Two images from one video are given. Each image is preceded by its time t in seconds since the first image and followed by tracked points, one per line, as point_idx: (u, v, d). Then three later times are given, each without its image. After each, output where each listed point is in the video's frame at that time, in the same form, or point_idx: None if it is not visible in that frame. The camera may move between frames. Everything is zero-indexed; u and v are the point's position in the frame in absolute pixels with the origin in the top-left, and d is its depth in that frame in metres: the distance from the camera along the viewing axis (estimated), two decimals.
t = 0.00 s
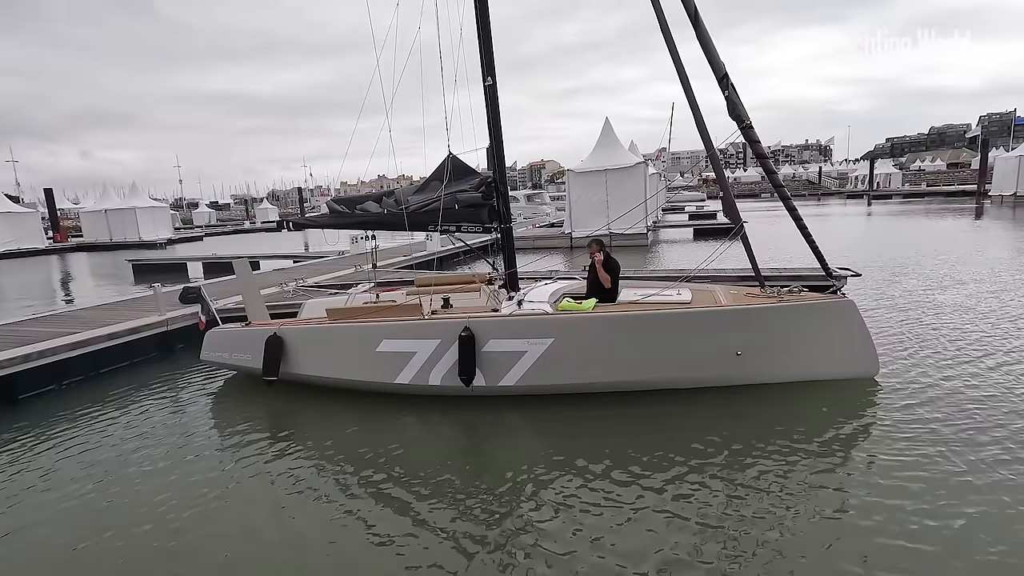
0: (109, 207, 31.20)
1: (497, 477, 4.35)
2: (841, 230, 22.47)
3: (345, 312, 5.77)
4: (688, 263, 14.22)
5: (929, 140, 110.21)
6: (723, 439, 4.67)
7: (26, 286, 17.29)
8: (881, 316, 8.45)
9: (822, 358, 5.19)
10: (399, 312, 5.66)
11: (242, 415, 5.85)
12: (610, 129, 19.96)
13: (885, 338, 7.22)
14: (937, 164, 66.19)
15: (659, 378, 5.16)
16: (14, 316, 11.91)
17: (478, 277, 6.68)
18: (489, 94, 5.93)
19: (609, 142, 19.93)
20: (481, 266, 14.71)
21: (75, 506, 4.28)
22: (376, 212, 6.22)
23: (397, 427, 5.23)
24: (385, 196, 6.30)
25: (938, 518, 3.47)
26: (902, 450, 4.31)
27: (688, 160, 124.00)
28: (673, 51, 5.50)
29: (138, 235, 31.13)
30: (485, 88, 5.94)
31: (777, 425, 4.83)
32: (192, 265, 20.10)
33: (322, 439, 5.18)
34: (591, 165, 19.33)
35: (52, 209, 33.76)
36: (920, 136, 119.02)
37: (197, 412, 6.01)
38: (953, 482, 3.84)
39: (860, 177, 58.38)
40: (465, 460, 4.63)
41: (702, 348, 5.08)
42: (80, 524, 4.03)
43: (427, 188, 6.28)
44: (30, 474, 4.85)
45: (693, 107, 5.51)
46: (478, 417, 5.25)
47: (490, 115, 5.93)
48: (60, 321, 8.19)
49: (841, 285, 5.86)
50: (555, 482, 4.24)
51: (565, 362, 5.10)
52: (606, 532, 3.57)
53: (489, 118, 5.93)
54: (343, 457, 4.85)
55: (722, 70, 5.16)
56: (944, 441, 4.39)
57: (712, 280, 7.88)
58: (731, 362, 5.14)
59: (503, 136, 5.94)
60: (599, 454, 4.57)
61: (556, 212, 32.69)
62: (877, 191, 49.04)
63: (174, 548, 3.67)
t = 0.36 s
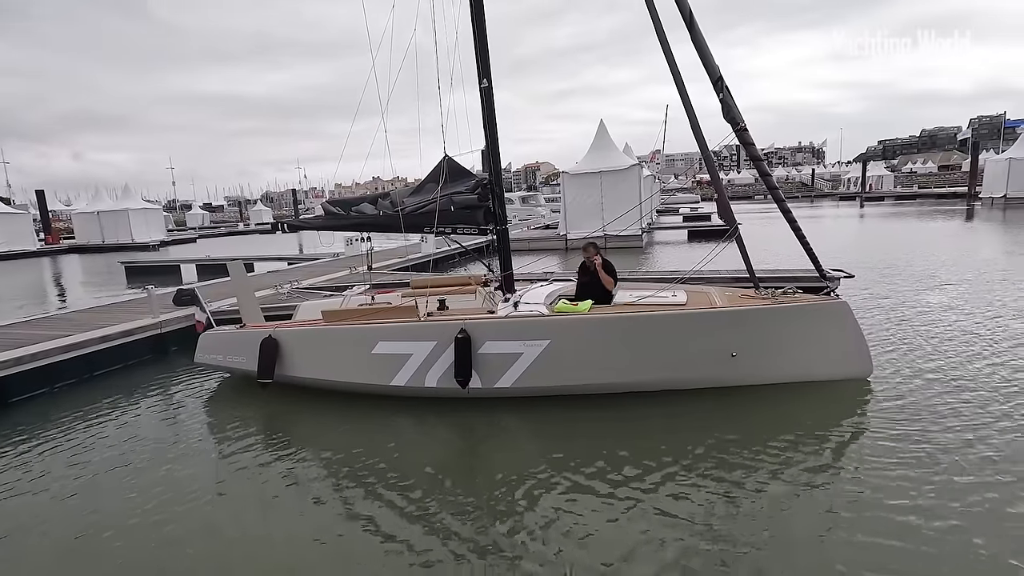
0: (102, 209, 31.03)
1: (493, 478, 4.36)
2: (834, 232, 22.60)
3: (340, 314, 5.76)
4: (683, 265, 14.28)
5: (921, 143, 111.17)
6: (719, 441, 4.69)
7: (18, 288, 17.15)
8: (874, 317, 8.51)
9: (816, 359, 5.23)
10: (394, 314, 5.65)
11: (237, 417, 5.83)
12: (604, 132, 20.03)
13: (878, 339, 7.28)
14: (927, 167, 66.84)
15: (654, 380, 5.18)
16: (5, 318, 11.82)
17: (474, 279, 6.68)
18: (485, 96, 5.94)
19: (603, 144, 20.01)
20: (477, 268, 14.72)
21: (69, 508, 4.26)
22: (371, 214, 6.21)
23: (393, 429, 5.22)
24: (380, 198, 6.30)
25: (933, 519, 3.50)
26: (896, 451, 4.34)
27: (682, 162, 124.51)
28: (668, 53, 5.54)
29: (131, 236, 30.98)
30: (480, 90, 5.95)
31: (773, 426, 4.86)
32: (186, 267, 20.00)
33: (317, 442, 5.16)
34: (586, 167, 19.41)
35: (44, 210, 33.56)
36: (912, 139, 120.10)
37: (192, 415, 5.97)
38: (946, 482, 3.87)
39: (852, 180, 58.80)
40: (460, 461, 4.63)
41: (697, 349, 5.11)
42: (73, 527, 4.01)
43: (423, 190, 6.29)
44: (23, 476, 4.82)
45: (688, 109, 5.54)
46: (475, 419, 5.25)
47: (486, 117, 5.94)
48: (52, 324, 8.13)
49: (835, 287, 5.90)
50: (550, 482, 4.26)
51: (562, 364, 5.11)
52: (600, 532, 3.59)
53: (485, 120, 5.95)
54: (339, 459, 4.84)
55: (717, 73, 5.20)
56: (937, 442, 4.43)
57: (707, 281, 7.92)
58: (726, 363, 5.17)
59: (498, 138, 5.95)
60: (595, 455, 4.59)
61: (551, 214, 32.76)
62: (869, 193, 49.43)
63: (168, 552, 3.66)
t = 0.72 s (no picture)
0: (98, 213, 30.91)
1: (492, 483, 4.36)
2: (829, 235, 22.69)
3: (339, 318, 5.76)
4: (680, 269, 14.31)
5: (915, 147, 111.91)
6: (718, 444, 4.71)
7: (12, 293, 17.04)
8: (870, 320, 8.56)
9: (814, 362, 5.25)
10: (393, 318, 5.65)
11: (234, 422, 5.81)
12: (601, 136, 20.09)
13: (873, 342, 7.32)
14: (921, 170, 67.26)
15: (653, 383, 5.19)
16: None
17: (472, 283, 6.68)
18: (483, 101, 5.96)
19: (600, 148, 20.09)
20: (474, 272, 14.74)
21: (66, 514, 4.24)
22: (369, 218, 6.22)
23: (392, 434, 5.22)
24: (379, 202, 6.30)
25: (930, 521, 3.52)
26: (893, 454, 4.36)
27: (678, 166, 124.91)
28: (665, 58, 5.57)
29: (126, 241, 30.86)
30: (479, 95, 5.97)
31: (771, 429, 4.88)
32: (182, 271, 19.95)
33: (316, 447, 5.15)
34: (583, 171, 19.46)
35: (39, 214, 33.41)
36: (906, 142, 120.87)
37: (190, 420, 5.95)
38: (944, 485, 3.90)
39: (847, 183, 59.10)
40: (460, 465, 4.64)
41: (696, 352, 5.12)
42: (70, 534, 3.99)
43: (421, 194, 6.29)
44: (19, 482, 4.80)
45: (685, 114, 5.58)
46: (474, 423, 5.25)
47: (484, 122, 5.96)
48: (48, 329, 8.09)
49: (831, 290, 5.93)
50: (550, 487, 4.26)
51: (560, 368, 5.12)
52: (599, 536, 3.59)
53: (484, 124, 5.96)
54: (338, 464, 4.84)
55: (714, 78, 5.23)
56: (934, 445, 4.45)
57: (704, 285, 7.95)
58: (725, 367, 5.19)
59: (497, 143, 5.97)
60: (594, 459, 4.60)
61: (547, 218, 32.79)
62: (864, 197, 49.68)
63: (166, 558, 3.64)
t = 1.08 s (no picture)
0: (96, 216, 30.88)
1: (495, 487, 4.37)
2: (827, 238, 22.74)
3: (341, 322, 5.77)
4: (679, 271, 14.34)
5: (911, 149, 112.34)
6: (717, 446, 4.73)
7: (10, 297, 17.01)
8: (869, 322, 8.59)
9: (814, 364, 5.29)
10: (395, 321, 5.66)
11: (236, 425, 5.82)
12: (600, 139, 20.16)
13: (872, 344, 7.36)
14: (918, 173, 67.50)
15: (654, 386, 5.22)
16: None
17: (473, 287, 6.71)
18: (485, 105, 6.00)
19: (599, 151, 20.14)
20: (473, 275, 14.76)
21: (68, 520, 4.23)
22: (371, 222, 6.24)
23: (393, 437, 5.24)
24: (380, 206, 6.33)
25: (928, 521, 3.55)
26: (893, 456, 4.40)
27: (676, 169, 125.18)
28: (665, 63, 5.61)
29: (124, 244, 30.81)
30: (480, 100, 6.00)
31: (771, 431, 4.91)
32: (181, 274, 19.93)
33: (317, 450, 5.17)
34: (582, 174, 19.52)
35: (37, 218, 33.36)
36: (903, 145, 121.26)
37: (191, 423, 5.96)
38: (943, 485, 3.93)
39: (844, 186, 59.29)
40: (461, 468, 4.66)
41: (696, 355, 5.15)
42: (73, 538, 3.99)
43: (422, 198, 6.32)
44: (22, 487, 4.79)
45: (685, 118, 5.62)
46: (476, 426, 5.27)
47: (485, 126, 6.00)
48: (48, 333, 8.09)
49: (831, 293, 5.97)
50: (555, 490, 4.27)
51: (562, 371, 5.14)
52: (598, 538, 3.63)
53: (485, 128, 6.00)
54: (339, 466, 4.86)
55: (713, 83, 5.28)
56: (933, 446, 4.48)
57: (704, 288, 7.99)
58: (725, 369, 5.21)
59: (498, 147, 6.00)
60: (598, 462, 4.61)
61: (546, 221, 32.83)
62: (861, 200, 49.84)
63: (172, 561, 3.64)
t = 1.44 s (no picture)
0: (93, 218, 30.81)
1: (497, 488, 4.41)
2: (824, 240, 22.84)
3: (341, 325, 5.79)
4: (677, 274, 14.39)
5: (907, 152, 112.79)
6: (716, 448, 4.77)
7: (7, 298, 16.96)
8: (866, 325, 8.64)
9: (812, 367, 5.33)
10: (396, 325, 5.68)
11: (237, 429, 5.83)
12: (598, 141, 20.22)
13: (869, 347, 7.40)
14: (913, 176, 67.74)
15: (654, 389, 5.25)
16: None
17: (473, 290, 6.74)
18: (485, 110, 6.03)
19: (597, 153, 20.20)
20: (472, 277, 14.78)
21: (71, 524, 4.24)
22: (371, 225, 6.26)
23: (394, 440, 5.27)
24: (380, 210, 6.36)
25: (923, 521, 3.62)
26: (890, 458, 4.44)
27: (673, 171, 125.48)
28: (665, 68, 5.65)
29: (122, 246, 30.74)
30: (480, 104, 6.04)
31: (770, 434, 4.95)
32: (179, 276, 19.91)
33: (319, 452, 5.20)
34: (580, 176, 19.57)
35: (33, 219, 33.25)
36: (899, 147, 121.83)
37: (192, 426, 5.98)
38: (940, 488, 3.97)
39: (841, 188, 59.51)
40: (463, 470, 4.70)
41: (695, 358, 5.18)
42: (76, 542, 4.00)
43: (423, 202, 6.34)
44: (22, 490, 4.80)
45: (684, 124, 5.66)
46: (477, 429, 5.30)
47: (486, 130, 6.03)
48: (48, 336, 8.09)
49: (829, 296, 6.01)
50: (556, 492, 4.31)
51: (562, 374, 5.17)
52: (600, 537, 3.69)
53: (485, 133, 6.03)
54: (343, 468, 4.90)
55: (712, 89, 5.32)
56: (932, 449, 4.52)
57: (702, 291, 8.03)
58: (724, 373, 5.25)
59: (498, 151, 6.03)
60: (597, 464, 4.66)
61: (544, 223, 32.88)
62: (857, 202, 50.05)
63: (174, 564, 3.66)
